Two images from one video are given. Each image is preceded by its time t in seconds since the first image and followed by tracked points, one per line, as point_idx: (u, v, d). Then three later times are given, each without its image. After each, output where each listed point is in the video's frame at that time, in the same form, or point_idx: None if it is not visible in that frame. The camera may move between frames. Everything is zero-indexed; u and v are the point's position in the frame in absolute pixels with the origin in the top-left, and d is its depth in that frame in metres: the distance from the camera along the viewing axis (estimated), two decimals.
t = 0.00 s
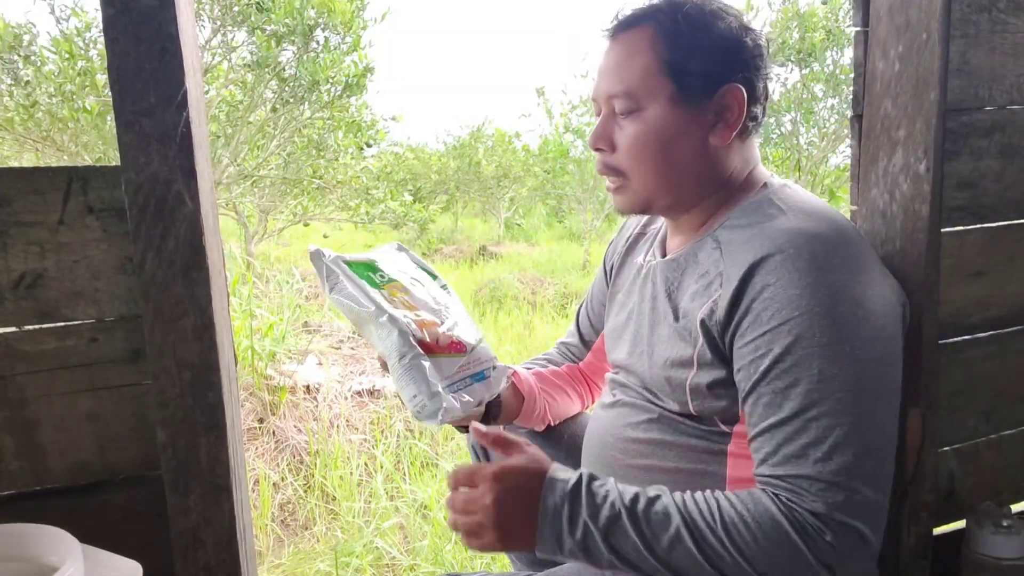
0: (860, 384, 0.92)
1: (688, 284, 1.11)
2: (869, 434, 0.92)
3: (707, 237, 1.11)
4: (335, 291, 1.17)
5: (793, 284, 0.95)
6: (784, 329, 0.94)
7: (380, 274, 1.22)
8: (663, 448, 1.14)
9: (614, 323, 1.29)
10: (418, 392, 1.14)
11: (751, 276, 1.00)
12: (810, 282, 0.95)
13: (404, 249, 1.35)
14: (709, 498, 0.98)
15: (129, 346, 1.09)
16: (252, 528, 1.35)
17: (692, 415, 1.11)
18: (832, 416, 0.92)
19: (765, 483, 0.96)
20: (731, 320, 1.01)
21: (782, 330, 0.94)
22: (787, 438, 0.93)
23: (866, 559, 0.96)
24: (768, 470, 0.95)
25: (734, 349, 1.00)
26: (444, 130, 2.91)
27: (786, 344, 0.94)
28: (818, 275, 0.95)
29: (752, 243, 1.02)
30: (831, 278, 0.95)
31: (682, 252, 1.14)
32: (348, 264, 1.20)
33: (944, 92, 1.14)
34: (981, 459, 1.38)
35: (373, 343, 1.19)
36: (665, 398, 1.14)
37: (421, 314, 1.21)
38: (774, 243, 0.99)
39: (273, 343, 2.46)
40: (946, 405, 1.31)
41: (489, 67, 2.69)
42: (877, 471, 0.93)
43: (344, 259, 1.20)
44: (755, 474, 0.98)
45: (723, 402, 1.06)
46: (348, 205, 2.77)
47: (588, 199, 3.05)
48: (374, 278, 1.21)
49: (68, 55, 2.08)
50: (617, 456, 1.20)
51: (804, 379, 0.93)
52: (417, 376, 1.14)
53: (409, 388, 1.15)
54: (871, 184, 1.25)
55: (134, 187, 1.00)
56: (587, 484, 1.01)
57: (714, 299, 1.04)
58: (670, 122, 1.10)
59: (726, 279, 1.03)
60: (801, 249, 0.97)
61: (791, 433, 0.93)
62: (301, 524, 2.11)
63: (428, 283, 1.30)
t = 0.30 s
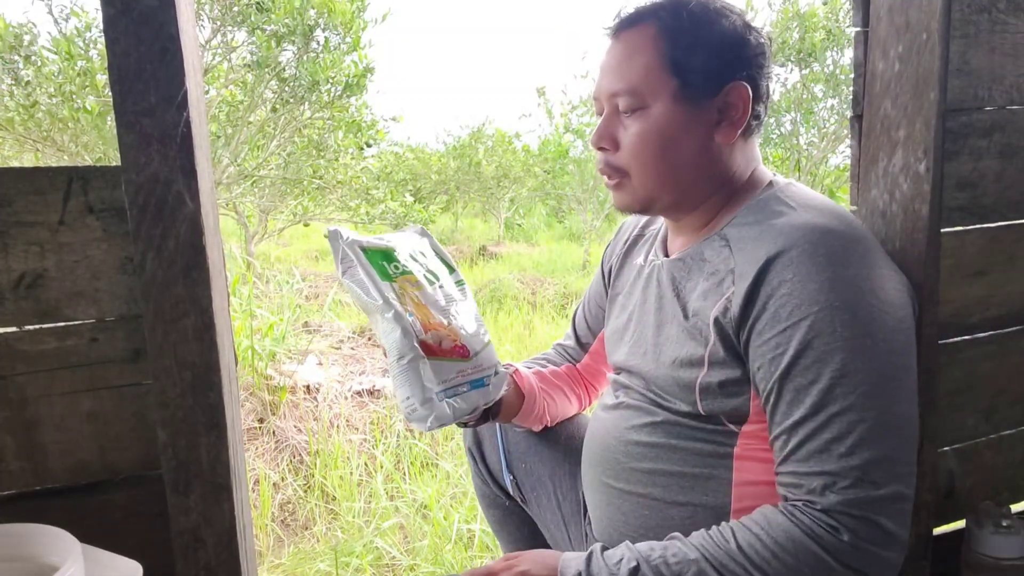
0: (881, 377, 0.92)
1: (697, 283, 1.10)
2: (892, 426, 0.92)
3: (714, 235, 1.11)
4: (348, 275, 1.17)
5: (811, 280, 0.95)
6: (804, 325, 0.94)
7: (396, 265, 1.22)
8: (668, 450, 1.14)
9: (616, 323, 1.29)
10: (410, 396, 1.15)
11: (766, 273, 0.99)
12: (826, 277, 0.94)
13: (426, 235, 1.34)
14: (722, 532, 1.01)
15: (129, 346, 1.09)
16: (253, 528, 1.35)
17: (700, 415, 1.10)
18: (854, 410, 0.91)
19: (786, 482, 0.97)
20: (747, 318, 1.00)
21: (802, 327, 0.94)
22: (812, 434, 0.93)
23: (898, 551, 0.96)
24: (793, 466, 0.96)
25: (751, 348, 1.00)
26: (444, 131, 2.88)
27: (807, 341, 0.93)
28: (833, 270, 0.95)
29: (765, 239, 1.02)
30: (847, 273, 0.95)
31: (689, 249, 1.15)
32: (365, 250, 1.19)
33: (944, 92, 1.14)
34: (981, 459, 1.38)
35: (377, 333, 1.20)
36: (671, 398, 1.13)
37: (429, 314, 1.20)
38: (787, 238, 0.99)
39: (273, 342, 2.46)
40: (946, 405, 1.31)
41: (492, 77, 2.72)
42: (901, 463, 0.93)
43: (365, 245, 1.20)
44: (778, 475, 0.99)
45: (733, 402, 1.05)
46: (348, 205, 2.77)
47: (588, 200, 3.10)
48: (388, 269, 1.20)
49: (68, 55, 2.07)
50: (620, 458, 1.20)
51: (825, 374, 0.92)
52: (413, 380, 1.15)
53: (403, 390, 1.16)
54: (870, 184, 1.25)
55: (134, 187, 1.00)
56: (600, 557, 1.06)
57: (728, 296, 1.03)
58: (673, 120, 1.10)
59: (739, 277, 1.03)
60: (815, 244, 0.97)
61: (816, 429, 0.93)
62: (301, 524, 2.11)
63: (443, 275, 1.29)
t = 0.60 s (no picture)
0: (879, 375, 0.91)
1: (695, 283, 1.10)
2: (890, 425, 0.91)
3: (711, 235, 1.11)
4: (350, 278, 1.18)
5: (806, 276, 0.95)
6: (800, 322, 0.94)
7: (399, 267, 1.21)
8: (667, 450, 1.14)
9: (614, 324, 1.29)
10: (405, 403, 1.17)
11: (763, 271, 0.99)
12: (823, 273, 0.94)
13: (432, 234, 1.33)
14: (724, 517, 0.99)
15: (129, 346, 1.09)
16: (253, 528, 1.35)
17: (698, 415, 1.10)
18: (851, 407, 0.90)
19: (787, 478, 0.95)
20: (744, 315, 1.01)
21: (799, 323, 0.94)
22: (808, 431, 0.92)
23: (899, 550, 0.95)
24: (790, 462, 0.94)
25: (749, 346, 1.00)
26: (444, 131, 2.90)
27: (803, 338, 0.93)
28: (830, 266, 0.94)
29: (761, 237, 1.02)
30: (844, 270, 0.94)
31: (686, 249, 1.15)
32: (367, 253, 1.19)
33: (943, 92, 1.15)
34: (981, 459, 1.38)
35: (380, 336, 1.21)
36: (670, 398, 1.13)
37: (431, 319, 1.21)
38: (784, 236, 0.99)
39: (273, 342, 2.46)
40: (946, 405, 1.31)
41: (494, 85, 2.76)
42: (901, 461, 0.92)
43: (367, 246, 1.20)
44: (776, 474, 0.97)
45: (731, 402, 1.05)
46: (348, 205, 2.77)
47: (588, 199, 3.11)
48: (389, 271, 1.20)
49: (68, 55, 2.08)
50: (620, 457, 1.21)
51: (823, 370, 0.91)
52: (410, 388, 1.16)
53: (400, 396, 1.17)
54: (870, 184, 1.25)
55: (134, 188, 1.00)
56: (601, 526, 1.03)
57: (724, 296, 1.04)
58: (720, 115, 1.07)
59: (736, 276, 1.03)
60: (811, 241, 0.97)
61: (813, 424, 0.92)
62: (301, 524, 2.11)
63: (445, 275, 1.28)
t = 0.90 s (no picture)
0: (848, 373, 0.91)
1: (694, 283, 1.10)
2: (849, 426, 0.91)
3: (710, 235, 1.11)
4: (390, 313, 1.12)
5: (793, 270, 0.95)
6: (780, 313, 0.94)
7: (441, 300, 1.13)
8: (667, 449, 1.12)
9: (612, 323, 1.28)
10: (460, 451, 1.14)
11: (755, 262, 1.00)
12: (810, 267, 0.94)
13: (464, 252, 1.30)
14: (682, 451, 1.00)
15: (129, 346, 1.09)
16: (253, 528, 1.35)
17: (695, 414, 1.10)
18: (816, 403, 0.90)
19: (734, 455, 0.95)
20: (728, 302, 1.01)
21: (778, 313, 0.94)
22: (763, 418, 0.93)
23: (819, 555, 0.95)
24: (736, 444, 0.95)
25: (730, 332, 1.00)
26: (444, 131, 2.88)
27: (780, 327, 0.93)
28: (816, 262, 0.94)
29: (757, 236, 1.02)
30: (833, 267, 0.94)
31: (685, 247, 1.16)
32: (409, 285, 1.11)
33: (944, 92, 1.14)
34: (982, 459, 1.38)
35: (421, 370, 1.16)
36: (667, 398, 1.13)
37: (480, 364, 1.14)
38: (781, 230, 0.99)
39: (273, 342, 2.46)
40: (946, 405, 1.31)
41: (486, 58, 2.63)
42: (846, 465, 0.92)
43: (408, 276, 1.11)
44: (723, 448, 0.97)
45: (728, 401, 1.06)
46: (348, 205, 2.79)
47: (588, 199, 3.08)
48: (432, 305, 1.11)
49: (68, 55, 2.07)
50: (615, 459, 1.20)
51: (795, 360, 0.92)
52: (463, 439, 1.12)
53: (453, 443, 1.14)
54: (870, 184, 1.25)
55: (134, 187, 1.00)
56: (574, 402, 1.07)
57: (718, 291, 1.04)
58: (731, 116, 1.06)
59: (732, 272, 1.03)
60: (804, 239, 0.96)
61: (766, 411, 0.93)
62: (301, 524, 2.11)
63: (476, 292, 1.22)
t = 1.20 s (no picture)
0: (848, 372, 0.91)
1: (694, 282, 1.10)
2: (852, 424, 0.91)
3: (710, 233, 1.11)
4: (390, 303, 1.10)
5: (794, 269, 0.95)
6: (782, 310, 0.94)
7: (443, 290, 1.11)
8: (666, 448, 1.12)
9: (613, 324, 1.28)
10: (456, 440, 1.10)
11: (755, 262, 1.00)
12: (810, 266, 0.94)
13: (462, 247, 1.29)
14: (693, 447, 1.00)
15: (128, 346, 1.09)
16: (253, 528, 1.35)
17: (695, 412, 1.09)
18: (817, 401, 0.90)
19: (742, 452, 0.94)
20: (729, 301, 1.02)
21: (779, 312, 0.94)
22: (766, 416, 0.93)
23: (831, 552, 0.94)
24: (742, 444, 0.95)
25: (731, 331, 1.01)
26: (444, 131, 2.90)
27: (782, 325, 0.93)
28: (818, 260, 0.94)
29: (757, 235, 1.02)
30: (834, 266, 0.94)
31: (685, 246, 1.16)
32: (409, 276, 1.09)
33: (944, 92, 1.14)
34: (982, 459, 1.38)
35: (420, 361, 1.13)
36: (667, 397, 1.12)
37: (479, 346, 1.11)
38: (781, 229, 0.99)
39: (273, 342, 2.46)
40: (946, 405, 1.31)
41: (495, 87, 2.75)
42: (853, 461, 0.91)
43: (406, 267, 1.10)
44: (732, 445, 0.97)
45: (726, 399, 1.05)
46: (348, 205, 2.79)
47: (588, 199, 3.08)
48: (433, 295, 1.09)
49: (68, 55, 2.07)
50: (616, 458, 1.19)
51: (796, 358, 0.92)
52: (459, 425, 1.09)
53: (449, 433, 1.11)
54: (870, 184, 1.25)
55: (134, 187, 1.00)
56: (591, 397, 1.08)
57: (719, 289, 1.04)
58: (730, 116, 1.06)
59: (733, 271, 1.03)
60: (806, 237, 0.96)
61: (769, 410, 0.93)
62: (301, 524, 2.11)
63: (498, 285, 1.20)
